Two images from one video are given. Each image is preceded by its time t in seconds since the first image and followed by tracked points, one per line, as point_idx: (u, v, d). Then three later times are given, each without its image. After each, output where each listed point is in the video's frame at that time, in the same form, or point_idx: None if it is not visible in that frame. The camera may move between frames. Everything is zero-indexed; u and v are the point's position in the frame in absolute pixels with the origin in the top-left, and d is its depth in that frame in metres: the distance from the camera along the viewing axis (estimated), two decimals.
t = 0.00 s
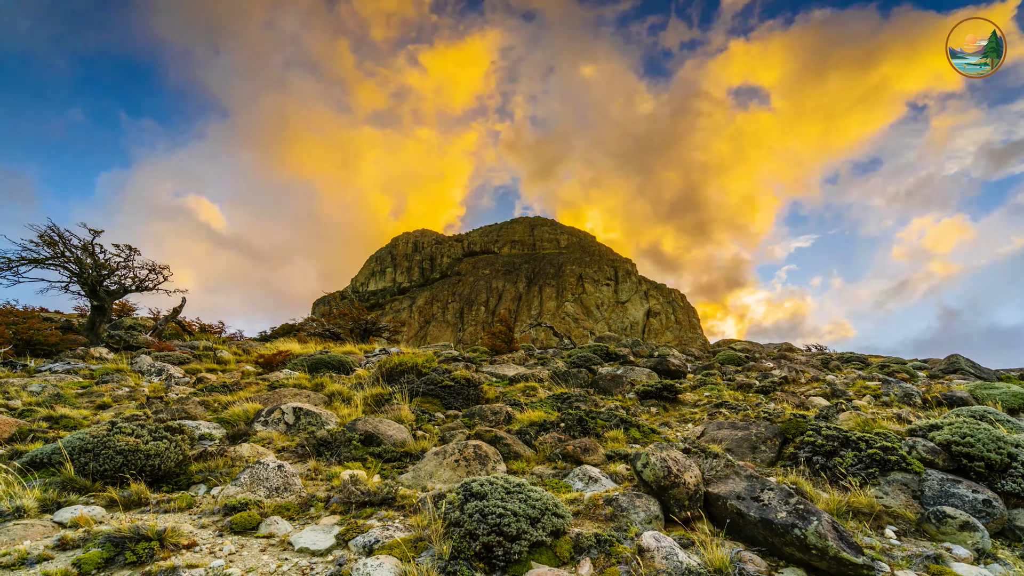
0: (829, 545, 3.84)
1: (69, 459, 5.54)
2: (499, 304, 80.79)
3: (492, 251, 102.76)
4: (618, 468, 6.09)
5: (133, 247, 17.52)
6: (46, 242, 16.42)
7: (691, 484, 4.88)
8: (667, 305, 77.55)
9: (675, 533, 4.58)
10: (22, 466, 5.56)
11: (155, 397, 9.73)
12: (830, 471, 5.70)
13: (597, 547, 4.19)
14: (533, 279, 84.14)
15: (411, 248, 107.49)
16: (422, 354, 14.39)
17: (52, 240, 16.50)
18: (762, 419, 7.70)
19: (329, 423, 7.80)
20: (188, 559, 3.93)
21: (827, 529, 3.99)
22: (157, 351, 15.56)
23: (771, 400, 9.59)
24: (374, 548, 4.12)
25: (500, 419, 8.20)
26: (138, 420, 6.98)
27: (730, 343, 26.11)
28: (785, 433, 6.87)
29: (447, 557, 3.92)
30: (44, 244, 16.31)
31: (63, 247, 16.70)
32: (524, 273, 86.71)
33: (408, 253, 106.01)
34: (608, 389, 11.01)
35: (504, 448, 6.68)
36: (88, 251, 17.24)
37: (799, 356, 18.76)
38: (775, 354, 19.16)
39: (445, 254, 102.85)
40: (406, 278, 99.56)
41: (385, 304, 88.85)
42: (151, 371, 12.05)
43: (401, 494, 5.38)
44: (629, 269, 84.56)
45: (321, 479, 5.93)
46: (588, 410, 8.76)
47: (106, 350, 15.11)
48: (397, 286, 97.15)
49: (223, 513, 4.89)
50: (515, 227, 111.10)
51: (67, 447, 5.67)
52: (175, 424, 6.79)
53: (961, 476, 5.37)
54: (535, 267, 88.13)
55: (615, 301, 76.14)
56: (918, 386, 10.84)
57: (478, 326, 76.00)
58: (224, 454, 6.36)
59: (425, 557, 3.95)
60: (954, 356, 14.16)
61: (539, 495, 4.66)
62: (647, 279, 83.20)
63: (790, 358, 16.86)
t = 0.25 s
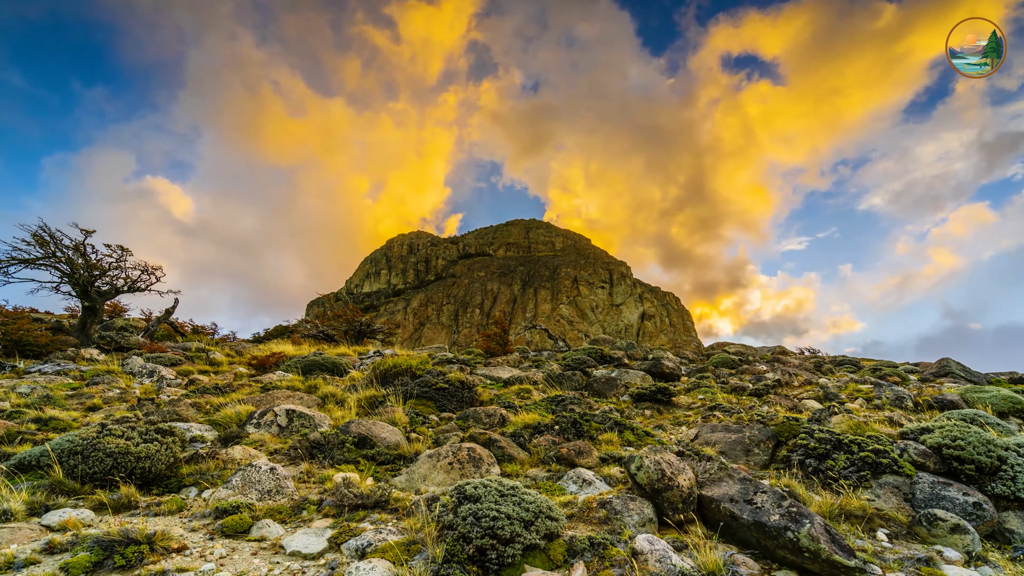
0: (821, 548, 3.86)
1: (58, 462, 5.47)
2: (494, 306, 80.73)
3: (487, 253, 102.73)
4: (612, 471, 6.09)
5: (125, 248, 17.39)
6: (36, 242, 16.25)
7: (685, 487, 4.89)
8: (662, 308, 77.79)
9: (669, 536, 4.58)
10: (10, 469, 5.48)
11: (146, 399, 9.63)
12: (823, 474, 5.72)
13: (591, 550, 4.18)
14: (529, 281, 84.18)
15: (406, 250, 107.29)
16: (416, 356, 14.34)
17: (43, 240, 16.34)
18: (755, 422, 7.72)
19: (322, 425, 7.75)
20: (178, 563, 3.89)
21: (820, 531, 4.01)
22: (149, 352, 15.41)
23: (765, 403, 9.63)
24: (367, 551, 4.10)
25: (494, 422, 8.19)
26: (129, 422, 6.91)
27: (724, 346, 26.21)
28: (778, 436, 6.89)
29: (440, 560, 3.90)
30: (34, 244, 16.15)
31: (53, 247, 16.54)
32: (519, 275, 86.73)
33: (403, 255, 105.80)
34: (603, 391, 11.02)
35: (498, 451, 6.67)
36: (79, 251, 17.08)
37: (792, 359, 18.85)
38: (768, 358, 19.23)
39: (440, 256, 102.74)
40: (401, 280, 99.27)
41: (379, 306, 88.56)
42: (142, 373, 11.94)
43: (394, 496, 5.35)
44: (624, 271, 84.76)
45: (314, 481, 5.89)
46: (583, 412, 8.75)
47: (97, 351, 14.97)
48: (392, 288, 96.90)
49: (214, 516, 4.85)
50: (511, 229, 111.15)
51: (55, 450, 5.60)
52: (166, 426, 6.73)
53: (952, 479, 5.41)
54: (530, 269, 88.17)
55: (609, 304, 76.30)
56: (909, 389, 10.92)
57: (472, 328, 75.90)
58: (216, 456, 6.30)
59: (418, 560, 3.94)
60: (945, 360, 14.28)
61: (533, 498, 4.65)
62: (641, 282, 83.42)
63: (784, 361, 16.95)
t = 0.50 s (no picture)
0: (814, 551, 3.87)
1: (47, 464, 5.41)
2: (488, 308, 80.66)
3: (482, 255, 102.71)
4: (606, 474, 6.09)
5: (117, 248, 17.27)
6: (27, 242, 16.09)
7: (678, 489, 4.89)
8: (656, 311, 78.04)
9: (663, 539, 4.58)
10: None
11: (137, 401, 9.54)
12: (816, 476, 5.75)
13: (584, 553, 4.18)
14: (524, 283, 84.21)
15: (401, 251, 107.08)
16: (411, 358, 14.30)
17: (34, 240, 16.18)
18: (749, 425, 7.75)
19: (315, 428, 7.71)
20: (168, 567, 3.84)
21: (812, 534, 4.03)
22: (140, 353, 15.27)
23: (758, 406, 9.67)
24: (360, 555, 4.07)
25: (488, 424, 8.17)
26: (119, 424, 6.84)
27: (717, 349, 26.33)
28: (771, 439, 6.92)
29: (433, 564, 3.88)
30: (25, 244, 15.99)
31: (44, 247, 16.38)
32: (514, 277, 86.76)
33: (397, 257, 105.59)
34: (597, 394, 11.02)
35: (492, 454, 6.65)
36: (71, 251, 16.93)
37: (786, 362, 18.95)
38: (762, 361, 19.33)
39: (435, 258, 102.61)
40: (396, 282, 99.00)
41: (374, 308, 88.27)
42: (133, 374, 11.82)
43: (388, 500, 5.33)
44: (619, 274, 84.99)
45: (307, 484, 5.85)
46: (577, 415, 8.75)
47: (87, 352, 14.81)
48: (387, 290, 96.65)
49: (205, 520, 4.80)
50: (506, 232, 111.21)
51: (44, 452, 5.53)
52: (157, 428, 6.67)
53: (944, 482, 5.44)
54: (525, 272, 88.22)
55: (604, 307, 76.44)
56: (901, 392, 10.99)
57: (467, 330, 75.79)
58: (207, 459, 6.25)
59: (411, 563, 3.92)
60: (936, 363, 14.41)
61: (527, 501, 4.64)
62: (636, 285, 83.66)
63: (777, 364, 17.04)
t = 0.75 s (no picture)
0: (807, 554, 3.88)
1: (35, 467, 5.34)
2: (483, 310, 80.58)
3: (477, 257, 102.67)
4: (600, 477, 6.09)
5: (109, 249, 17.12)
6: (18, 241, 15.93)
7: (672, 492, 4.90)
8: (651, 314, 78.27)
9: (656, 541, 4.58)
10: None
11: (128, 402, 9.46)
12: (808, 479, 5.77)
13: (578, 556, 4.17)
14: (519, 286, 84.23)
15: (396, 253, 106.84)
16: (405, 360, 14.25)
17: (24, 240, 16.01)
18: (742, 428, 7.77)
19: (308, 430, 7.66)
20: (158, 571, 3.80)
21: (805, 537, 4.04)
22: (132, 355, 15.13)
23: (751, 409, 9.70)
24: (352, 558, 4.04)
25: (482, 427, 8.15)
26: (110, 426, 6.77)
27: (711, 352, 26.42)
28: (764, 442, 6.94)
29: (426, 567, 3.86)
30: (16, 244, 15.82)
31: (35, 247, 16.21)
32: (509, 280, 86.76)
33: (392, 259, 105.35)
34: (591, 397, 11.03)
35: (486, 456, 6.63)
36: (62, 251, 16.77)
37: (779, 365, 19.05)
38: (755, 364, 19.42)
39: (430, 260, 102.45)
40: (390, 284, 98.72)
41: (368, 310, 87.96)
42: (124, 376, 11.71)
43: (381, 503, 5.30)
44: (614, 277, 85.18)
45: (299, 487, 5.81)
46: (571, 418, 8.75)
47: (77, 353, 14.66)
48: (381, 291, 96.35)
49: (196, 523, 4.75)
50: (501, 234, 111.22)
51: (32, 454, 5.46)
52: (148, 430, 6.60)
53: (935, 485, 5.48)
54: (520, 274, 88.23)
55: (599, 309, 76.57)
56: (892, 395, 11.07)
57: (462, 332, 75.68)
58: (199, 461, 6.20)
59: (403, 567, 3.89)
60: (928, 367, 14.53)
61: (521, 504, 4.63)
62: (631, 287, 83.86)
63: (770, 367, 17.13)
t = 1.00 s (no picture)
0: (800, 557, 3.89)
1: (23, 469, 5.26)
2: (478, 312, 80.49)
3: (472, 259, 102.61)
4: (594, 479, 6.08)
5: (101, 249, 16.98)
6: (8, 241, 15.76)
7: (666, 495, 4.90)
8: (645, 317, 78.47)
9: (650, 544, 4.58)
10: None
11: (119, 404, 9.36)
12: (802, 482, 5.79)
13: (572, 560, 4.15)
14: (514, 288, 84.24)
15: (391, 255, 106.61)
16: (399, 362, 14.20)
17: (15, 240, 15.85)
18: (736, 431, 7.79)
19: (301, 432, 7.61)
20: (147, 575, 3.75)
21: (798, 540, 4.05)
22: (123, 356, 14.98)
23: (745, 412, 9.73)
24: (345, 561, 4.01)
25: (477, 429, 8.13)
26: (100, 428, 6.70)
27: (705, 355, 26.52)
28: (758, 445, 6.96)
29: (419, 570, 3.84)
30: (6, 243, 15.66)
31: (26, 246, 16.05)
32: (504, 282, 86.77)
33: (387, 261, 105.10)
34: (586, 399, 11.03)
35: (481, 459, 6.61)
36: (53, 251, 16.61)
37: (772, 368, 19.14)
38: (749, 367, 19.50)
39: (425, 261, 102.29)
40: (385, 285, 98.47)
41: (363, 311, 87.66)
42: (115, 377, 11.60)
43: (374, 505, 5.27)
44: (608, 280, 85.37)
45: (292, 490, 5.76)
46: (566, 420, 8.74)
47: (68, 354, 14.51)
48: (376, 293, 96.07)
49: (187, 526, 4.71)
50: (497, 236, 111.26)
51: (20, 457, 5.38)
52: (138, 432, 6.53)
53: (926, 488, 5.51)
54: (515, 276, 88.24)
55: (594, 312, 76.69)
56: (885, 398, 11.14)
57: (457, 334, 75.56)
58: (190, 464, 6.14)
59: (396, 571, 3.87)
60: (919, 371, 14.64)
61: (514, 506, 4.61)
62: (625, 290, 84.07)
63: (764, 370, 17.21)
